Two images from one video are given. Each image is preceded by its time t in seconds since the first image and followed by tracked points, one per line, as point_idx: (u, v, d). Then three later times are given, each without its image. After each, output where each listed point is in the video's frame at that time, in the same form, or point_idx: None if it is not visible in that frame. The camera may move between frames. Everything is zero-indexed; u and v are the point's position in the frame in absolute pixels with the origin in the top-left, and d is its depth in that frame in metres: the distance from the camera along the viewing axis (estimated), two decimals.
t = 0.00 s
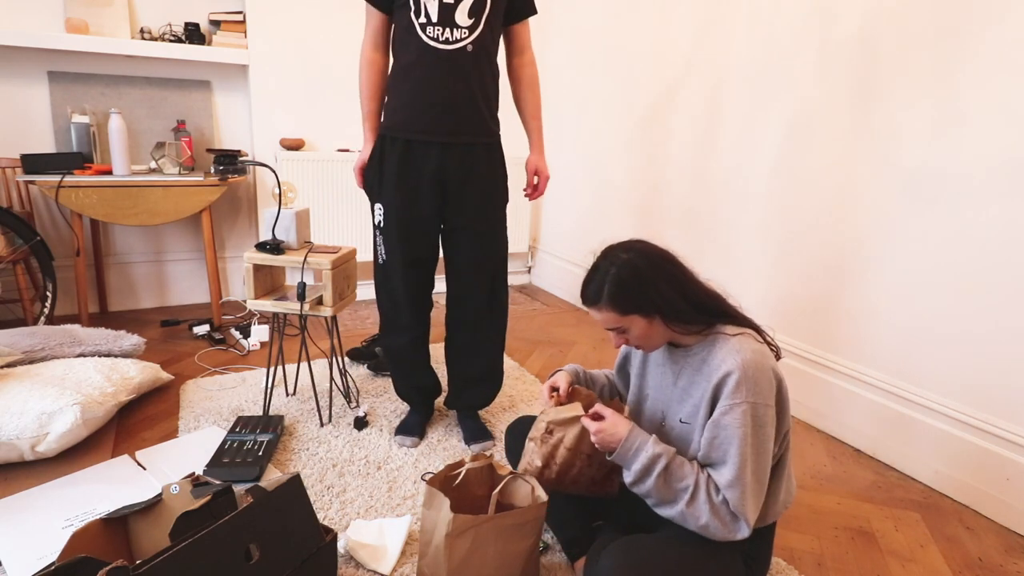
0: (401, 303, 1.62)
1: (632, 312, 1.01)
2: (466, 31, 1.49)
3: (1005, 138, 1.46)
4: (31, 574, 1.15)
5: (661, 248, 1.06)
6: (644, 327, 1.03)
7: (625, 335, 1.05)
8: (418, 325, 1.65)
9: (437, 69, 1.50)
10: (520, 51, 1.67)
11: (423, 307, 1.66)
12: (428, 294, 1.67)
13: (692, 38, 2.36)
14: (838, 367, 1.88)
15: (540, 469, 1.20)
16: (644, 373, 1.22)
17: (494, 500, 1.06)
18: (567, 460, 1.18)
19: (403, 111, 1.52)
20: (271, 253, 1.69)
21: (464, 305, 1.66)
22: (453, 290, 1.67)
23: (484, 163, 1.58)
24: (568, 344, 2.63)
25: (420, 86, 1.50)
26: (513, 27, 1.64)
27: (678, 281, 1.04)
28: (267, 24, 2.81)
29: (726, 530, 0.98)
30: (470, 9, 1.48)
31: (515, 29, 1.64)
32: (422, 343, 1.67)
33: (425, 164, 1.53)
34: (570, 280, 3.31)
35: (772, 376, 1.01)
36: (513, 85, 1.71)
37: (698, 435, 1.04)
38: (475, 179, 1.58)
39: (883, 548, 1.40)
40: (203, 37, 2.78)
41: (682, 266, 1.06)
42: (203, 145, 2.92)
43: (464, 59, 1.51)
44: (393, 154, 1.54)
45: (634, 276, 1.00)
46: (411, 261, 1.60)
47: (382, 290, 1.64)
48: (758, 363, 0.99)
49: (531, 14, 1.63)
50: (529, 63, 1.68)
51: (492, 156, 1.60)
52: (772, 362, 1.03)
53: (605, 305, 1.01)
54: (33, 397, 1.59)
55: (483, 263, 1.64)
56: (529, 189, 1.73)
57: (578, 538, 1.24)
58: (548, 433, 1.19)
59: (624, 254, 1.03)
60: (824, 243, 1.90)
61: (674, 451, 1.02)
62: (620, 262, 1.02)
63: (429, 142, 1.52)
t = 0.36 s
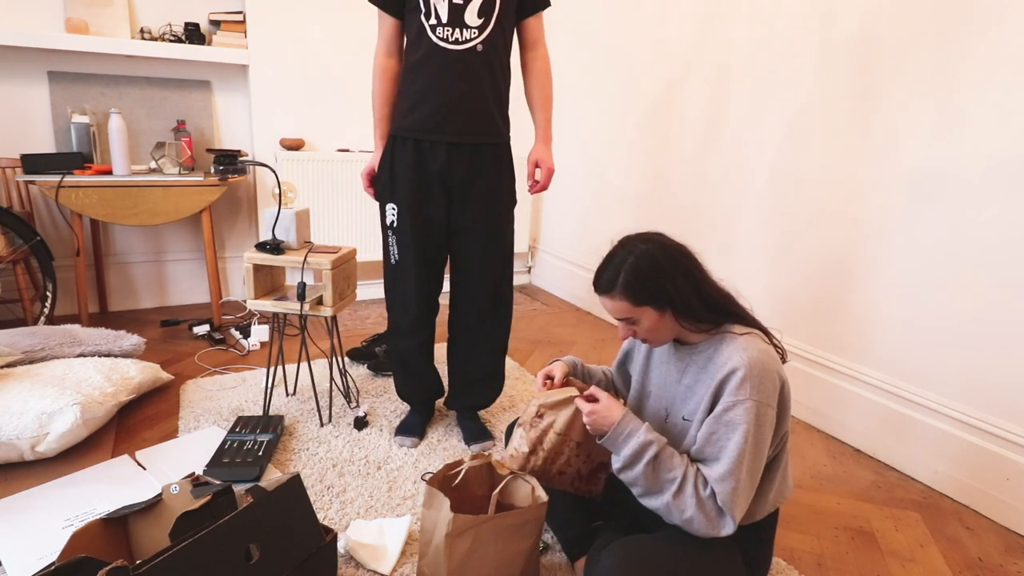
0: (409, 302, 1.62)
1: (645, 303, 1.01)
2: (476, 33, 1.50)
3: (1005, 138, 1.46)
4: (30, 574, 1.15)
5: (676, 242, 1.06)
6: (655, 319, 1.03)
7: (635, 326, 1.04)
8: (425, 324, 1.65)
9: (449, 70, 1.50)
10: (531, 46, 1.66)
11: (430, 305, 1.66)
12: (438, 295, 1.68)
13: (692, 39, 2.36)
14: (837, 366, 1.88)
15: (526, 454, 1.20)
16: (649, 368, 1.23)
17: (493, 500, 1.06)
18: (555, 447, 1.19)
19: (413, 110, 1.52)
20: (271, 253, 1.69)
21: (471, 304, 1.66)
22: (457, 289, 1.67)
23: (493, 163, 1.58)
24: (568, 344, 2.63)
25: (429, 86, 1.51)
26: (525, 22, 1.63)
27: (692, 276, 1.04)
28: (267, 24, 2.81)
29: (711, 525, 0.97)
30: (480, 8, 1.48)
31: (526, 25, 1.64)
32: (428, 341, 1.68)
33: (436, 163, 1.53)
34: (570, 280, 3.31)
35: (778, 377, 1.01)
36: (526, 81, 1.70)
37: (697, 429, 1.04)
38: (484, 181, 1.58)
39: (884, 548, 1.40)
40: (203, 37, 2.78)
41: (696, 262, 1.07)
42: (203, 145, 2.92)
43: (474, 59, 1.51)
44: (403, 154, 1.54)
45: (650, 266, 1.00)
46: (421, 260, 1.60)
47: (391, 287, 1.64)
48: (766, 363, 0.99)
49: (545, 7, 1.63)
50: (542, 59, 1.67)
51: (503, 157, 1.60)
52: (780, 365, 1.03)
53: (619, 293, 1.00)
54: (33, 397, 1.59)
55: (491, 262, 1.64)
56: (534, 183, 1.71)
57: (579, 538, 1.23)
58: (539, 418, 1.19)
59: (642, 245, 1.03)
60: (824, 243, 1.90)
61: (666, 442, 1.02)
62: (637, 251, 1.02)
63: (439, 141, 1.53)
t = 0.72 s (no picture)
0: (412, 303, 1.62)
1: (649, 302, 1.01)
2: (481, 33, 1.49)
3: (1006, 138, 1.46)
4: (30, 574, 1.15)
5: (681, 242, 1.06)
6: (659, 318, 1.03)
7: (638, 326, 1.04)
8: (428, 325, 1.66)
9: (454, 70, 1.50)
10: (539, 49, 1.66)
11: (433, 306, 1.66)
12: (440, 296, 1.68)
13: (692, 38, 2.36)
14: (838, 366, 1.88)
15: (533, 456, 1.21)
16: (652, 368, 1.23)
17: (494, 500, 1.06)
18: (561, 444, 1.19)
19: (417, 110, 1.53)
20: (271, 253, 1.69)
21: (474, 305, 1.66)
22: (461, 292, 1.67)
23: (498, 163, 1.58)
24: (568, 344, 2.63)
25: (432, 86, 1.51)
26: (532, 24, 1.64)
27: (697, 276, 1.04)
28: (267, 24, 2.81)
29: (708, 523, 0.97)
30: (485, 8, 1.48)
31: (532, 26, 1.64)
32: (431, 342, 1.68)
33: (441, 164, 1.54)
34: (570, 280, 3.31)
35: (781, 378, 1.01)
36: (534, 81, 1.70)
37: (698, 429, 1.04)
38: (488, 182, 1.58)
39: (883, 548, 1.40)
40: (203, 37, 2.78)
41: (701, 262, 1.07)
42: (203, 145, 2.92)
43: (481, 57, 1.51)
44: (407, 153, 1.54)
45: (654, 265, 1.00)
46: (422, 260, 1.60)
47: (393, 287, 1.64)
48: (769, 364, 0.99)
49: (551, 9, 1.63)
50: (548, 62, 1.67)
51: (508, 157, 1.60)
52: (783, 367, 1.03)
53: (624, 291, 1.00)
54: (33, 397, 1.59)
55: (494, 263, 1.64)
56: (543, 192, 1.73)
57: (579, 538, 1.23)
58: (541, 418, 1.20)
59: (648, 244, 1.03)
60: (825, 243, 1.90)
61: (664, 440, 1.02)
62: (642, 250, 1.02)
63: (444, 141, 1.53)
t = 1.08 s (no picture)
0: (411, 304, 1.62)
1: (652, 300, 1.01)
2: (482, 31, 1.49)
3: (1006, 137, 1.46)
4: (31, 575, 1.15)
5: (686, 241, 1.06)
6: (661, 317, 1.03)
7: (641, 324, 1.04)
8: (428, 324, 1.66)
9: (455, 71, 1.50)
10: (536, 51, 1.66)
11: (433, 307, 1.66)
12: (440, 296, 1.68)
13: (692, 39, 2.35)
14: (838, 366, 1.88)
15: (529, 448, 1.21)
16: (654, 367, 1.23)
17: (494, 500, 1.06)
18: (558, 437, 1.20)
19: (417, 110, 1.53)
20: (271, 253, 1.69)
21: (475, 305, 1.66)
22: (461, 293, 1.67)
23: (500, 163, 1.58)
24: (568, 344, 2.63)
25: (433, 86, 1.51)
26: (530, 26, 1.64)
27: (700, 276, 1.04)
28: (267, 24, 2.81)
29: (706, 521, 0.98)
30: (487, 7, 1.48)
31: (531, 27, 1.64)
32: (430, 342, 1.68)
33: (442, 166, 1.54)
34: (570, 280, 3.31)
35: (783, 379, 1.01)
36: (532, 83, 1.70)
37: (698, 428, 1.04)
38: (490, 183, 1.58)
39: (883, 548, 1.40)
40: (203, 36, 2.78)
41: (705, 262, 1.07)
42: (203, 145, 2.92)
43: (483, 56, 1.51)
44: (407, 154, 1.54)
45: (658, 263, 1.00)
46: (421, 261, 1.60)
47: (393, 288, 1.64)
48: (771, 364, 0.99)
49: (551, 11, 1.63)
50: (543, 64, 1.67)
51: (509, 158, 1.60)
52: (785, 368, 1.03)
53: (626, 288, 1.00)
54: (34, 397, 1.59)
55: (495, 263, 1.64)
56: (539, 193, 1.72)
57: (579, 538, 1.22)
58: (540, 411, 1.21)
59: (651, 241, 1.03)
60: (825, 244, 1.90)
61: (664, 438, 1.02)
62: (647, 248, 1.02)
63: (445, 141, 1.53)
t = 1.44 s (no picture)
0: (406, 303, 1.62)
1: (643, 292, 1.02)
2: (477, 27, 1.49)
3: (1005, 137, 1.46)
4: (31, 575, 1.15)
5: (685, 238, 1.06)
6: (651, 310, 1.03)
7: (631, 315, 1.05)
8: (423, 324, 1.66)
9: (451, 69, 1.50)
10: (530, 53, 1.66)
11: (427, 306, 1.66)
12: (435, 296, 1.67)
13: (691, 39, 2.36)
14: (838, 366, 1.88)
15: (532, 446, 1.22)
16: (648, 365, 1.23)
17: (494, 500, 1.05)
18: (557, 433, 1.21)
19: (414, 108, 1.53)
20: (271, 253, 1.69)
21: (472, 305, 1.66)
22: (461, 295, 1.67)
23: (496, 162, 1.58)
24: (568, 344, 2.63)
25: (430, 85, 1.51)
26: (525, 26, 1.64)
27: (695, 274, 1.05)
28: (267, 24, 2.81)
29: (690, 515, 0.99)
30: (482, 5, 1.48)
31: (526, 27, 1.64)
32: (427, 342, 1.68)
33: (435, 167, 1.54)
34: (570, 280, 3.31)
35: (773, 378, 1.00)
36: (525, 83, 1.70)
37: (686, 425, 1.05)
38: (485, 184, 1.58)
39: (884, 548, 1.40)
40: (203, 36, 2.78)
41: (701, 261, 1.07)
42: (203, 145, 2.92)
43: (478, 54, 1.51)
44: (402, 153, 1.54)
45: (655, 255, 1.01)
46: (417, 262, 1.60)
47: (388, 288, 1.64)
48: (760, 364, 0.98)
49: (546, 12, 1.63)
50: (538, 65, 1.68)
51: (503, 156, 1.59)
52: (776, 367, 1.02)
53: (621, 277, 1.01)
54: (33, 397, 1.59)
55: (493, 264, 1.64)
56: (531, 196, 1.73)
57: (578, 538, 1.23)
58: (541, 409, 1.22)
59: (650, 234, 1.04)
60: (825, 244, 1.90)
61: (653, 430, 1.04)
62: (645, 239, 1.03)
63: (439, 141, 1.53)
